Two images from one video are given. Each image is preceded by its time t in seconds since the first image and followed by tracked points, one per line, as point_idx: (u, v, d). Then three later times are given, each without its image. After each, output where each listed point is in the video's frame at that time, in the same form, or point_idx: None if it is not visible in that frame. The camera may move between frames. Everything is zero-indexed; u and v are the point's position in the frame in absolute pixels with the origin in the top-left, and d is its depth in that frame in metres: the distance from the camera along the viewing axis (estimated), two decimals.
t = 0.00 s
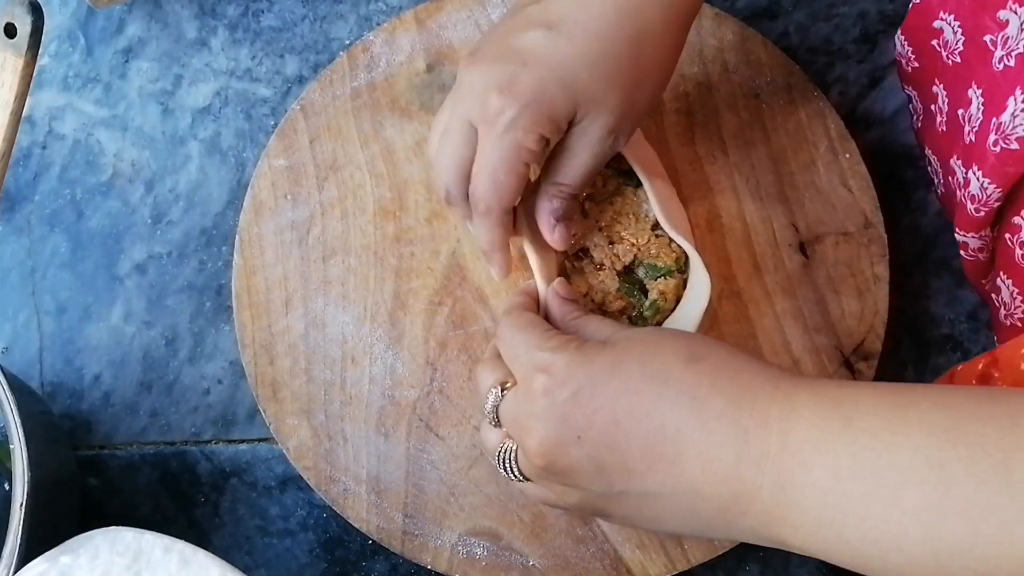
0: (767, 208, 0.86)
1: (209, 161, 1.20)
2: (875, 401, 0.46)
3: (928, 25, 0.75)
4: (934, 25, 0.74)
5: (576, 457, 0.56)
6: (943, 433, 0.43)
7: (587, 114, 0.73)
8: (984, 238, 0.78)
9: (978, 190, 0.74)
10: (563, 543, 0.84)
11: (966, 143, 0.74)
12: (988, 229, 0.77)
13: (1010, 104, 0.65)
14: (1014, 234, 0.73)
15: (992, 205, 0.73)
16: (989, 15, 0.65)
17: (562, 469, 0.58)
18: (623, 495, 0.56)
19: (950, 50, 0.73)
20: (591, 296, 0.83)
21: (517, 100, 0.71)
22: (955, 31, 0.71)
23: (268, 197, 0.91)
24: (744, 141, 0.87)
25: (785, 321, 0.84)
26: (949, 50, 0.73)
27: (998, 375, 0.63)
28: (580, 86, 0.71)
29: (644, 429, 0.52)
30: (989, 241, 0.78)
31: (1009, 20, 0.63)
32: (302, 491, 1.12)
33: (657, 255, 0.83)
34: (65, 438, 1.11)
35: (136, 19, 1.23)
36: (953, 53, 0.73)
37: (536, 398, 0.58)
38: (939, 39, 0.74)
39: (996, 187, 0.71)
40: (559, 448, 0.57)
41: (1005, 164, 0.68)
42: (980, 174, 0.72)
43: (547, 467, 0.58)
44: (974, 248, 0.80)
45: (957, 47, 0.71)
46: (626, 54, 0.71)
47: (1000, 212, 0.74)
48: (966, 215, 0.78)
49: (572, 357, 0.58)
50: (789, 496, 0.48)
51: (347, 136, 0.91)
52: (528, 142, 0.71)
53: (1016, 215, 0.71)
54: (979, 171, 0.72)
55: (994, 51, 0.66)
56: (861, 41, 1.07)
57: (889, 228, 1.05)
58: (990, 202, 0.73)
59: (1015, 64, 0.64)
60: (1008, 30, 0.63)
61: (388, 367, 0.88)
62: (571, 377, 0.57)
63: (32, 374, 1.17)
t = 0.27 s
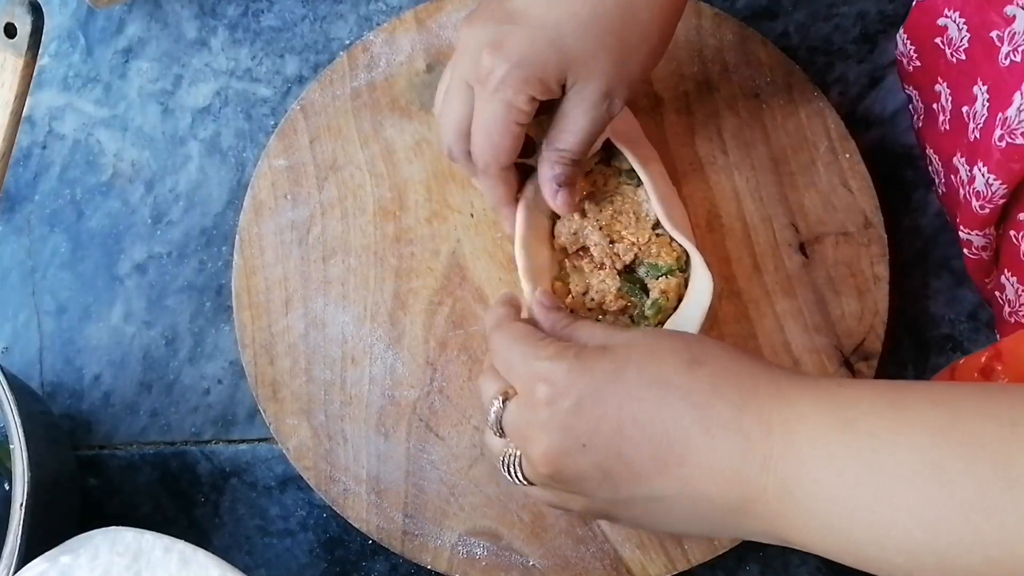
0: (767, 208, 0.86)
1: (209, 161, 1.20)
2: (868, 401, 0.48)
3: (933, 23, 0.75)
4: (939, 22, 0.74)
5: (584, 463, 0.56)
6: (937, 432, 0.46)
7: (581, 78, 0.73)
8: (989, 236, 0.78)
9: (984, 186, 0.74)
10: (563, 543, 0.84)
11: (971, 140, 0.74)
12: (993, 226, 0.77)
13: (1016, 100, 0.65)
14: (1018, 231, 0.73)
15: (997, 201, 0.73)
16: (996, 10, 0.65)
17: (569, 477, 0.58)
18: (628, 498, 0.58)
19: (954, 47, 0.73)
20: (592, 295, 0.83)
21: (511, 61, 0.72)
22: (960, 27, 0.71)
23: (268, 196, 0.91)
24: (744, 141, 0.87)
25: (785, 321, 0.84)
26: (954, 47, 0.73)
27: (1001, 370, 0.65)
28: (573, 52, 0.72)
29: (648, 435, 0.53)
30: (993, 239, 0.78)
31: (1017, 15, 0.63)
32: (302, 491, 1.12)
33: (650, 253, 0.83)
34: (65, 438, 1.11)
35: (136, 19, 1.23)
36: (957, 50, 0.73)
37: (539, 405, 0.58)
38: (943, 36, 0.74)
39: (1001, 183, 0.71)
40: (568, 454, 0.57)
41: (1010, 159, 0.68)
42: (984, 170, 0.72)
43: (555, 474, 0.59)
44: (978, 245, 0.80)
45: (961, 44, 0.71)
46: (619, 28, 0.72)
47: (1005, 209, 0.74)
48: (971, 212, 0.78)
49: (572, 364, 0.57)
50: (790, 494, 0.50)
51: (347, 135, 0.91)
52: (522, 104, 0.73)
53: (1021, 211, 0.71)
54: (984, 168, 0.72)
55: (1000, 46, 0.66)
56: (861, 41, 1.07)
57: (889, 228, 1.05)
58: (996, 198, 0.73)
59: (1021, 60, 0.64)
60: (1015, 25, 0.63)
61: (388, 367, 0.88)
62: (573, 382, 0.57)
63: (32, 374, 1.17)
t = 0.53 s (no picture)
0: (767, 208, 0.86)
1: (209, 161, 1.20)
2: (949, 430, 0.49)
3: (932, 23, 0.75)
4: (938, 23, 0.74)
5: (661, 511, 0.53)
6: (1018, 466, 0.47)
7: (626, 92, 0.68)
8: (986, 235, 0.78)
9: (981, 185, 0.74)
10: (562, 542, 0.85)
11: (968, 140, 0.75)
12: (990, 226, 0.77)
13: (1015, 99, 0.65)
14: (1016, 230, 0.73)
15: (995, 200, 0.73)
16: (997, 10, 0.65)
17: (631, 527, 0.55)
18: (700, 541, 0.55)
19: (954, 48, 0.73)
20: (592, 295, 0.84)
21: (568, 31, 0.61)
22: (960, 28, 0.71)
23: (268, 196, 0.91)
24: (744, 141, 0.87)
25: (785, 321, 0.84)
26: (953, 48, 0.73)
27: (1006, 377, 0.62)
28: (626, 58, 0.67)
29: (685, 456, 0.52)
30: (990, 238, 0.78)
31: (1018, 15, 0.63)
32: (302, 491, 1.12)
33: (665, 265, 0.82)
34: (65, 438, 1.11)
35: (136, 19, 1.23)
36: (957, 50, 0.73)
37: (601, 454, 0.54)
38: (942, 36, 0.74)
39: (999, 183, 0.71)
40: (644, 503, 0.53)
41: (1009, 159, 0.68)
42: (983, 170, 0.72)
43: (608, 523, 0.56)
44: (976, 245, 0.80)
45: (961, 45, 0.71)
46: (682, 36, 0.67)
47: (1003, 209, 0.74)
48: (968, 212, 0.78)
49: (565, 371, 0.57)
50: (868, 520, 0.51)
51: (347, 135, 0.91)
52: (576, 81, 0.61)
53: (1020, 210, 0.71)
54: (982, 168, 0.73)
55: (1000, 46, 0.66)
56: (861, 41, 1.07)
57: (889, 228, 1.05)
58: (994, 198, 0.73)
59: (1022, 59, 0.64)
60: (1015, 25, 0.63)
61: (388, 367, 0.88)
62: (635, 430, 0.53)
63: (32, 374, 1.17)
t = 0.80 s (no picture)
0: (767, 208, 0.86)
1: (210, 161, 1.20)
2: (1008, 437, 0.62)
3: (929, 26, 0.75)
4: (935, 25, 0.74)
5: (825, 464, 0.61)
6: None
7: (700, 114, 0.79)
8: (978, 239, 0.78)
9: (975, 188, 0.74)
10: (562, 542, 0.85)
11: (963, 143, 0.75)
12: (983, 229, 0.77)
13: (1011, 102, 0.65)
14: (1011, 234, 0.73)
15: (989, 203, 0.73)
16: (994, 14, 0.65)
17: (783, 476, 0.61)
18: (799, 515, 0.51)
19: (951, 51, 0.73)
20: (592, 296, 0.84)
21: (666, 51, 0.69)
22: (957, 31, 0.71)
23: (268, 196, 0.91)
24: (743, 141, 0.87)
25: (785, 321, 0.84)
26: (950, 51, 0.73)
27: None
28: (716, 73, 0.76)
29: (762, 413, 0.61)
30: (982, 242, 0.78)
31: (1016, 19, 0.63)
32: (302, 491, 1.12)
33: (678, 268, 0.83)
34: (65, 438, 1.11)
35: (136, 19, 1.23)
36: (954, 53, 0.73)
37: (776, 407, 0.60)
38: (939, 39, 0.74)
39: (993, 186, 0.71)
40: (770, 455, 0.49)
41: (1003, 162, 0.68)
42: (977, 173, 0.72)
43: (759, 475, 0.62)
44: (968, 248, 0.80)
45: (958, 47, 0.71)
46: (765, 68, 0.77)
47: (996, 211, 0.74)
48: (962, 215, 0.77)
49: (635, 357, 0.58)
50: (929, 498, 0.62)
51: (346, 135, 0.91)
52: (672, 101, 0.71)
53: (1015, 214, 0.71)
54: (976, 170, 0.72)
55: (998, 50, 0.66)
56: (861, 41, 1.07)
57: (889, 228, 1.05)
58: (987, 201, 0.73)
59: (1019, 62, 0.64)
60: (1013, 29, 0.63)
61: (387, 367, 0.88)
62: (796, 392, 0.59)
63: (32, 374, 1.17)
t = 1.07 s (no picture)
0: (767, 208, 0.86)
1: (210, 161, 1.20)
2: (976, 404, 0.62)
3: (933, 25, 0.75)
4: (939, 24, 0.74)
5: (816, 427, 0.58)
6: None
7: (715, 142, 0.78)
8: (981, 237, 0.78)
9: (978, 185, 0.74)
10: (562, 542, 0.85)
11: (966, 140, 0.75)
12: (985, 227, 0.77)
13: (1017, 98, 0.65)
14: (1015, 231, 0.73)
15: (991, 201, 0.73)
16: (1000, 11, 0.65)
17: (773, 443, 0.59)
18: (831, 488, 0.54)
19: (954, 49, 0.73)
20: (592, 296, 0.84)
21: (687, 69, 0.69)
22: (961, 29, 0.71)
23: (268, 196, 0.91)
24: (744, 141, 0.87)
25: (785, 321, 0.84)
26: (953, 50, 0.73)
27: None
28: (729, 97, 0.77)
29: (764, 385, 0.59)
30: (984, 240, 0.78)
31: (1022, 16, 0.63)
32: (301, 491, 1.12)
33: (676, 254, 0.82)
34: (65, 438, 1.11)
35: (136, 19, 1.23)
36: (957, 52, 0.73)
37: (767, 368, 0.59)
38: (942, 38, 0.74)
39: (996, 183, 0.71)
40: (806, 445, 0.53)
41: (1007, 159, 0.68)
42: (981, 170, 0.72)
43: (746, 441, 0.60)
44: (970, 246, 0.80)
45: (962, 46, 0.71)
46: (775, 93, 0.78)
47: (999, 209, 0.74)
48: (964, 213, 0.77)
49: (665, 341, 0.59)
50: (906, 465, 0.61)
51: (346, 136, 0.91)
52: (693, 120, 0.69)
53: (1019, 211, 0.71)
54: (980, 167, 0.72)
55: (1003, 47, 0.66)
56: (861, 41, 1.07)
57: (889, 228, 1.05)
58: (989, 198, 0.73)
59: None
60: (1019, 26, 0.63)
61: (388, 367, 0.88)
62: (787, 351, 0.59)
63: (32, 374, 1.17)
